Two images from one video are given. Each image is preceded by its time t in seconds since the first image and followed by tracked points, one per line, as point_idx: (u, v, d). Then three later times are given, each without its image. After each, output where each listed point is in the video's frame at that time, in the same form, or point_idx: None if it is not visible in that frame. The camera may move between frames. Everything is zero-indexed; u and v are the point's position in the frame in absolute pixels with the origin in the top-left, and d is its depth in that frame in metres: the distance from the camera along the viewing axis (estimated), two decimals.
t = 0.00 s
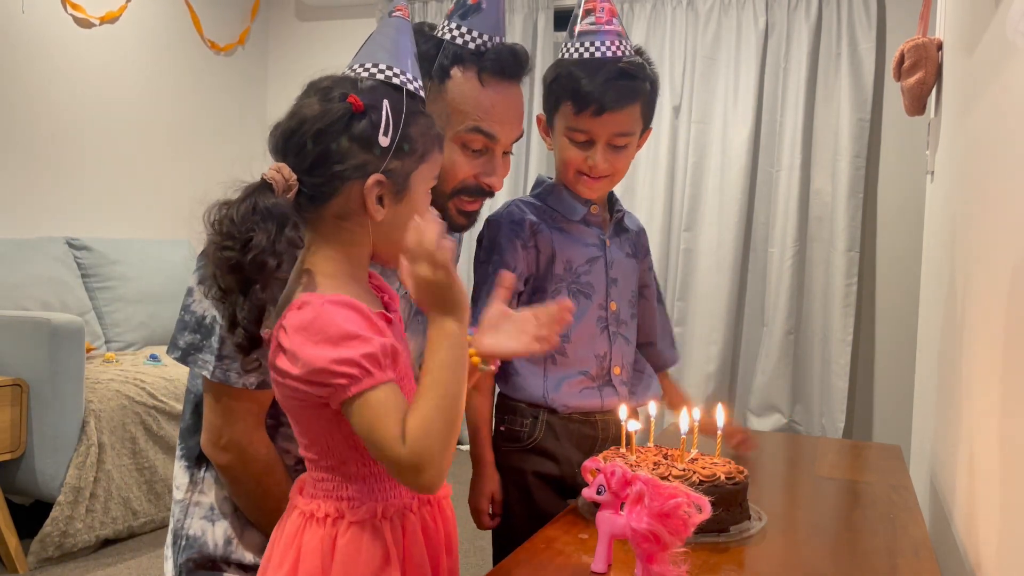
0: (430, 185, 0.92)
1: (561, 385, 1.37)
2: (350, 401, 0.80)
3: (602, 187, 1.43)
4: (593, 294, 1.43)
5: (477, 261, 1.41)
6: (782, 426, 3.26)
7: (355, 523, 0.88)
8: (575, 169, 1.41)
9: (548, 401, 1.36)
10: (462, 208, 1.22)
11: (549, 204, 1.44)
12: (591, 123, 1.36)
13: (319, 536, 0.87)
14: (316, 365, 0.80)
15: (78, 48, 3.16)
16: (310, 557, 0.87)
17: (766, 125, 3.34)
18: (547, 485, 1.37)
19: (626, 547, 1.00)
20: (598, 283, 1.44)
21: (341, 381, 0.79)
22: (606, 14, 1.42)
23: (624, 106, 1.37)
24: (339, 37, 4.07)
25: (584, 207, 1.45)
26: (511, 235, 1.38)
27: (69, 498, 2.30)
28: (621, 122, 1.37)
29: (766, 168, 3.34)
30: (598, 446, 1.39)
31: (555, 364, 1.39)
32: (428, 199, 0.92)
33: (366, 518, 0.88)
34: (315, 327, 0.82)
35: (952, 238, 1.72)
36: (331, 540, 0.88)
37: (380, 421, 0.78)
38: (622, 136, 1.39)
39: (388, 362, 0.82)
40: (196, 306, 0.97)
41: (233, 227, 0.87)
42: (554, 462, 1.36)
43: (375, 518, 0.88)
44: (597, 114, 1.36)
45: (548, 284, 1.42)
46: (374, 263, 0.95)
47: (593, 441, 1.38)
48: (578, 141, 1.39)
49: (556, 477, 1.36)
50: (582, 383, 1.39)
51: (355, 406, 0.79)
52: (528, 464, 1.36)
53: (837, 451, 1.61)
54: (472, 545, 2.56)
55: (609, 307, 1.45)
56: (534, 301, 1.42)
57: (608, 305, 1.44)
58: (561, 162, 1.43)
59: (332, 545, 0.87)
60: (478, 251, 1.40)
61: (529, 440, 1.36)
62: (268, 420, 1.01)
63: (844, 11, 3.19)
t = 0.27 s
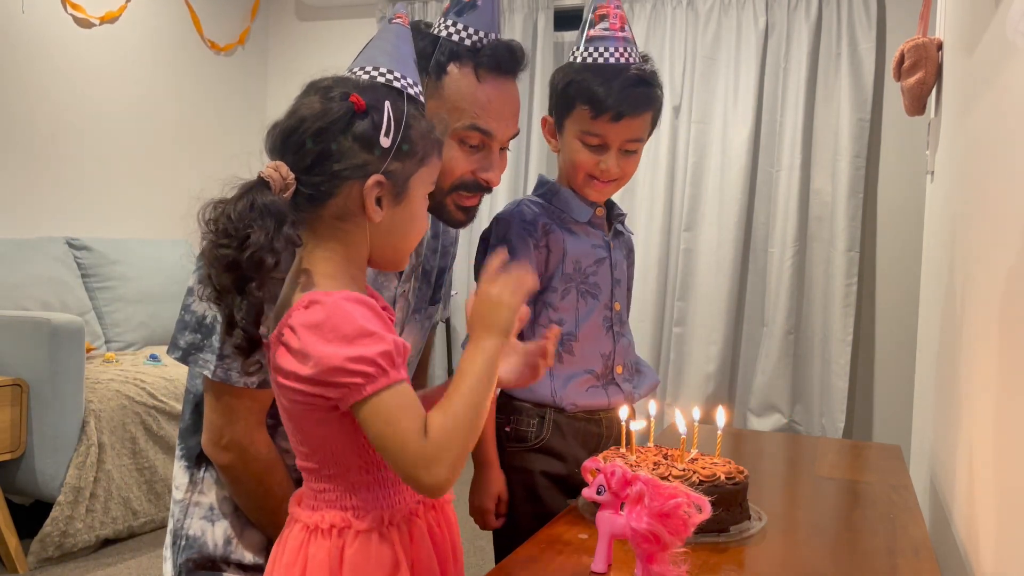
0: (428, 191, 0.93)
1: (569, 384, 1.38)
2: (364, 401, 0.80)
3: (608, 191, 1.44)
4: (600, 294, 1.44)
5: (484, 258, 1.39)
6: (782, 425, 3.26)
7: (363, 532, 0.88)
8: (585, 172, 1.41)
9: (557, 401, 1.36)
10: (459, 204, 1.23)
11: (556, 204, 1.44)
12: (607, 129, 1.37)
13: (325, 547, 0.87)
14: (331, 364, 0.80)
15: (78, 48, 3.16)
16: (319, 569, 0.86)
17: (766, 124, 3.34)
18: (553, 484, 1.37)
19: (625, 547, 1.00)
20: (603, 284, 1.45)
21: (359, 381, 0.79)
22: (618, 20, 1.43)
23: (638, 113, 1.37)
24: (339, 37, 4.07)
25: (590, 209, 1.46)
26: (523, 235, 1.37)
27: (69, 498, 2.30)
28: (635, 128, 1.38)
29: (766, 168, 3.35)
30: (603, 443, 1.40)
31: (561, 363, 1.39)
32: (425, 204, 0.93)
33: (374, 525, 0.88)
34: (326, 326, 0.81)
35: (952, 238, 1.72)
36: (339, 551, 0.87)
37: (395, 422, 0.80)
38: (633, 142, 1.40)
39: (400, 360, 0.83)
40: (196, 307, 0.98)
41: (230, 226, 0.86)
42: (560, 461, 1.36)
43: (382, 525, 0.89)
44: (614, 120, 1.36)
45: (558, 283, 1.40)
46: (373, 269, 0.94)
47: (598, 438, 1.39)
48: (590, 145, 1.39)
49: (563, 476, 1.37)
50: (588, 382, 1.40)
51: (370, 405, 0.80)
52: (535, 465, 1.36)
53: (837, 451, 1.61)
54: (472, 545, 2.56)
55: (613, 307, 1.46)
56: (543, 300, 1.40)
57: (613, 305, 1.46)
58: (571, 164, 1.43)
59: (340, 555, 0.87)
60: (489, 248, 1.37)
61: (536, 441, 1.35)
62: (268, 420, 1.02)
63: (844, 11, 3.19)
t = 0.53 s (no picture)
0: (429, 197, 0.92)
1: (567, 382, 1.39)
2: (380, 402, 0.78)
3: (610, 187, 1.45)
4: (597, 292, 1.44)
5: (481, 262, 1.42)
6: (782, 425, 3.26)
7: (381, 542, 0.86)
8: (586, 168, 1.43)
9: (555, 399, 1.37)
10: (458, 197, 1.22)
11: (552, 204, 1.45)
12: (607, 123, 1.39)
13: (343, 559, 0.85)
14: (347, 363, 0.78)
15: (78, 48, 3.16)
16: None
17: (766, 124, 3.34)
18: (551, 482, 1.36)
19: (625, 547, 1.00)
20: (601, 281, 1.45)
21: (376, 379, 0.78)
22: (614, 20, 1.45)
23: (636, 107, 1.40)
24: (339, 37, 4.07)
25: (587, 206, 1.46)
26: (516, 235, 1.39)
27: (69, 498, 2.30)
28: (633, 122, 1.41)
29: (766, 168, 3.35)
30: (603, 443, 1.39)
31: (560, 362, 1.40)
32: (425, 210, 0.92)
33: (391, 535, 0.86)
34: (340, 327, 0.80)
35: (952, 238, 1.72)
36: (356, 563, 0.85)
37: (413, 422, 0.78)
38: (633, 137, 1.42)
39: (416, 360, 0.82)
40: (201, 305, 0.98)
41: (225, 222, 0.86)
42: (559, 459, 1.35)
43: (400, 535, 0.87)
44: (614, 114, 1.39)
45: (554, 282, 1.41)
46: (375, 277, 0.93)
47: (598, 438, 1.38)
48: (590, 140, 1.41)
49: (562, 475, 1.36)
50: (588, 379, 1.40)
51: (385, 406, 0.78)
52: (532, 463, 1.35)
53: (837, 451, 1.61)
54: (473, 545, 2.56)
55: (612, 304, 1.46)
56: (540, 300, 1.41)
57: (612, 303, 1.46)
58: (571, 161, 1.44)
59: (358, 567, 0.85)
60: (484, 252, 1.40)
61: (534, 439, 1.35)
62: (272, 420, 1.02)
63: (844, 11, 3.19)
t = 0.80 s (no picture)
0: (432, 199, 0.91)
1: (561, 380, 1.39)
2: (396, 402, 0.78)
3: (608, 178, 1.45)
4: (592, 289, 1.45)
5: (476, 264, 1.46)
6: (782, 425, 3.26)
7: (394, 549, 0.85)
8: (581, 160, 1.43)
9: (548, 398, 1.37)
10: (453, 185, 1.24)
11: (546, 203, 1.47)
12: (602, 112, 1.40)
13: (355, 567, 0.84)
14: (356, 369, 0.77)
15: (78, 48, 3.16)
16: None
17: (766, 124, 3.34)
18: (546, 479, 1.37)
19: (625, 547, 1.00)
20: (596, 278, 1.45)
21: (389, 381, 0.78)
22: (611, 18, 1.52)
23: (631, 98, 1.41)
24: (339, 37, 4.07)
25: (581, 203, 1.46)
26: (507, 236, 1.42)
27: (69, 498, 2.30)
28: (630, 113, 1.42)
29: (766, 168, 3.35)
30: (597, 443, 1.40)
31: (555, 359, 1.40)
32: (429, 212, 0.90)
33: (403, 542, 0.85)
34: (344, 332, 0.79)
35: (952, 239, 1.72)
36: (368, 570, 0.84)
37: (437, 416, 0.78)
38: (629, 128, 1.43)
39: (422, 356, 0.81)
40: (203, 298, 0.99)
41: (225, 231, 0.87)
42: (553, 457, 1.36)
43: (412, 541, 0.86)
44: (610, 103, 1.40)
45: (546, 280, 1.42)
46: (378, 279, 0.91)
47: (591, 437, 1.39)
48: (586, 131, 1.42)
49: (556, 472, 1.36)
50: (582, 376, 1.41)
51: (402, 403, 0.78)
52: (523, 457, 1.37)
53: (837, 451, 1.61)
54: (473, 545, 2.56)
55: (608, 300, 1.46)
56: (533, 297, 1.42)
57: (607, 300, 1.46)
58: (567, 153, 1.45)
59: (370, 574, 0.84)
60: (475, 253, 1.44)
61: (529, 435, 1.36)
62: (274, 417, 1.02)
63: (844, 11, 3.19)
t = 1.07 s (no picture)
0: (433, 199, 0.90)
1: (570, 384, 1.38)
2: (382, 431, 0.78)
3: (606, 181, 1.45)
4: (595, 292, 1.45)
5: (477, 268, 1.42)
6: (782, 425, 3.26)
7: (389, 556, 0.85)
8: (580, 161, 1.43)
9: (561, 401, 1.37)
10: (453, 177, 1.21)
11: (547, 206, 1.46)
12: (601, 116, 1.40)
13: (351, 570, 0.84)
14: (349, 394, 0.77)
15: (78, 48, 3.16)
16: None
17: (766, 124, 3.34)
18: (557, 476, 1.39)
19: (625, 547, 1.00)
20: (599, 281, 1.46)
21: (375, 414, 0.77)
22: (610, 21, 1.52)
23: (630, 102, 1.41)
24: (339, 37, 4.07)
25: (581, 206, 1.46)
26: (512, 239, 1.39)
27: (69, 498, 2.30)
28: (628, 117, 1.42)
29: (766, 167, 3.35)
30: (606, 441, 1.41)
31: (563, 363, 1.40)
32: (430, 213, 0.90)
33: (398, 548, 0.85)
34: (341, 353, 0.79)
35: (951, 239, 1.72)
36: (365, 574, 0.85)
37: (417, 456, 0.78)
38: (627, 133, 1.43)
39: (416, 387, 0.81)
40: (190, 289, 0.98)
41: (218, 227, 0.87)
42: (565, 455, 1.37)
43: (408, 546, 0.86)
44: (609, 107, 1.40)
45: (551, 284, 1.42)
46: (379, 282, 0.91)
47: (601, 436, 1.40)
48: (585, 134, 1.42)
49: (568, 470, 1.38)
50: (593, 379, 1.41)
51: (389, 434, 0.78)
52: (535, 456, 1.37)
53: (837, 451, 1.61)
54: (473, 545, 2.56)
55: (611, 303, 1.46)
56: (539, 302, 1.42)
57: (610, 302, 1.46)
58: (565, 155, 1.45)
59: None
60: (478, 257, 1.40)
61: (540, 434, 1.37)
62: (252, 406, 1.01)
63: (844, 11, 3.19)
